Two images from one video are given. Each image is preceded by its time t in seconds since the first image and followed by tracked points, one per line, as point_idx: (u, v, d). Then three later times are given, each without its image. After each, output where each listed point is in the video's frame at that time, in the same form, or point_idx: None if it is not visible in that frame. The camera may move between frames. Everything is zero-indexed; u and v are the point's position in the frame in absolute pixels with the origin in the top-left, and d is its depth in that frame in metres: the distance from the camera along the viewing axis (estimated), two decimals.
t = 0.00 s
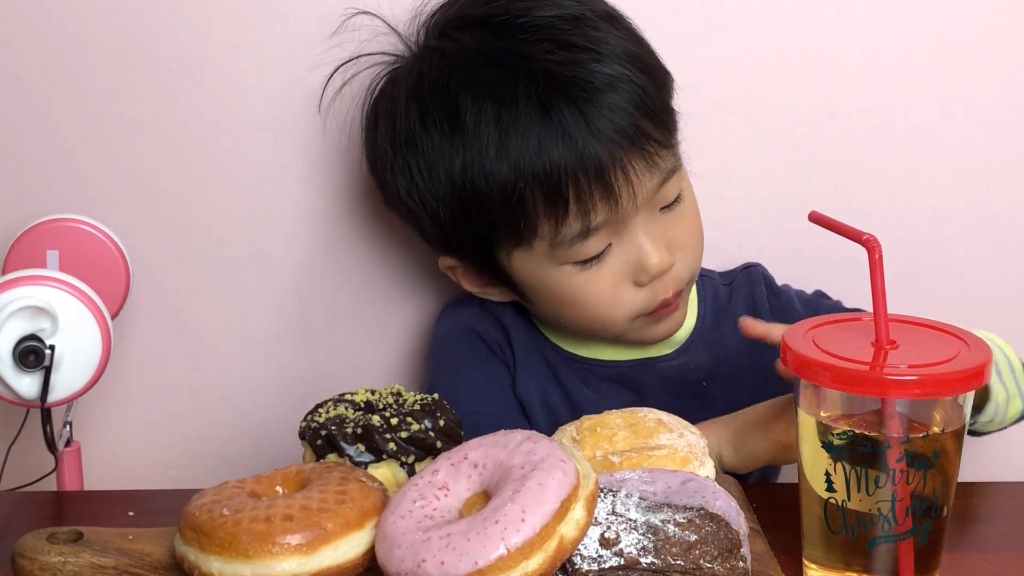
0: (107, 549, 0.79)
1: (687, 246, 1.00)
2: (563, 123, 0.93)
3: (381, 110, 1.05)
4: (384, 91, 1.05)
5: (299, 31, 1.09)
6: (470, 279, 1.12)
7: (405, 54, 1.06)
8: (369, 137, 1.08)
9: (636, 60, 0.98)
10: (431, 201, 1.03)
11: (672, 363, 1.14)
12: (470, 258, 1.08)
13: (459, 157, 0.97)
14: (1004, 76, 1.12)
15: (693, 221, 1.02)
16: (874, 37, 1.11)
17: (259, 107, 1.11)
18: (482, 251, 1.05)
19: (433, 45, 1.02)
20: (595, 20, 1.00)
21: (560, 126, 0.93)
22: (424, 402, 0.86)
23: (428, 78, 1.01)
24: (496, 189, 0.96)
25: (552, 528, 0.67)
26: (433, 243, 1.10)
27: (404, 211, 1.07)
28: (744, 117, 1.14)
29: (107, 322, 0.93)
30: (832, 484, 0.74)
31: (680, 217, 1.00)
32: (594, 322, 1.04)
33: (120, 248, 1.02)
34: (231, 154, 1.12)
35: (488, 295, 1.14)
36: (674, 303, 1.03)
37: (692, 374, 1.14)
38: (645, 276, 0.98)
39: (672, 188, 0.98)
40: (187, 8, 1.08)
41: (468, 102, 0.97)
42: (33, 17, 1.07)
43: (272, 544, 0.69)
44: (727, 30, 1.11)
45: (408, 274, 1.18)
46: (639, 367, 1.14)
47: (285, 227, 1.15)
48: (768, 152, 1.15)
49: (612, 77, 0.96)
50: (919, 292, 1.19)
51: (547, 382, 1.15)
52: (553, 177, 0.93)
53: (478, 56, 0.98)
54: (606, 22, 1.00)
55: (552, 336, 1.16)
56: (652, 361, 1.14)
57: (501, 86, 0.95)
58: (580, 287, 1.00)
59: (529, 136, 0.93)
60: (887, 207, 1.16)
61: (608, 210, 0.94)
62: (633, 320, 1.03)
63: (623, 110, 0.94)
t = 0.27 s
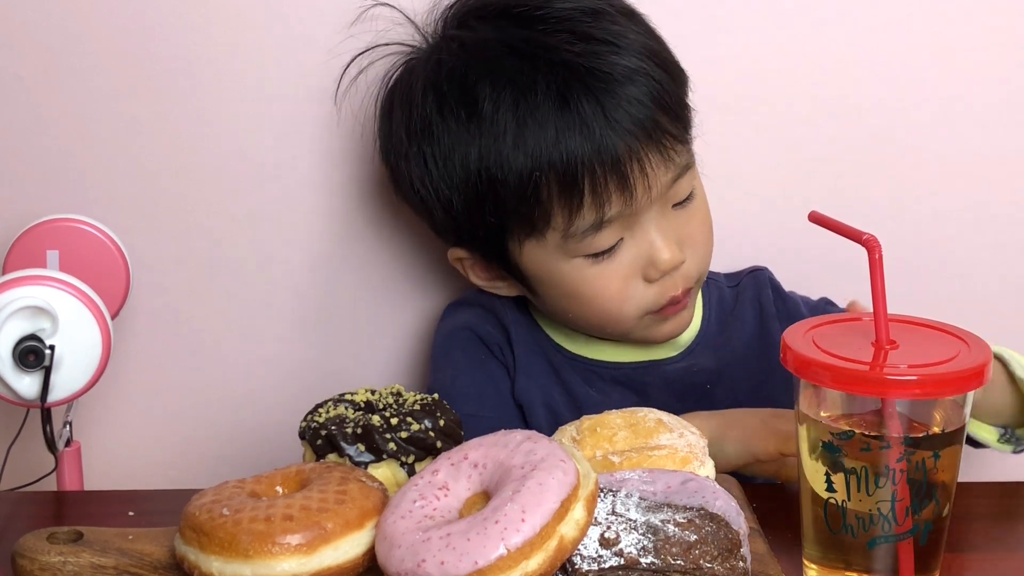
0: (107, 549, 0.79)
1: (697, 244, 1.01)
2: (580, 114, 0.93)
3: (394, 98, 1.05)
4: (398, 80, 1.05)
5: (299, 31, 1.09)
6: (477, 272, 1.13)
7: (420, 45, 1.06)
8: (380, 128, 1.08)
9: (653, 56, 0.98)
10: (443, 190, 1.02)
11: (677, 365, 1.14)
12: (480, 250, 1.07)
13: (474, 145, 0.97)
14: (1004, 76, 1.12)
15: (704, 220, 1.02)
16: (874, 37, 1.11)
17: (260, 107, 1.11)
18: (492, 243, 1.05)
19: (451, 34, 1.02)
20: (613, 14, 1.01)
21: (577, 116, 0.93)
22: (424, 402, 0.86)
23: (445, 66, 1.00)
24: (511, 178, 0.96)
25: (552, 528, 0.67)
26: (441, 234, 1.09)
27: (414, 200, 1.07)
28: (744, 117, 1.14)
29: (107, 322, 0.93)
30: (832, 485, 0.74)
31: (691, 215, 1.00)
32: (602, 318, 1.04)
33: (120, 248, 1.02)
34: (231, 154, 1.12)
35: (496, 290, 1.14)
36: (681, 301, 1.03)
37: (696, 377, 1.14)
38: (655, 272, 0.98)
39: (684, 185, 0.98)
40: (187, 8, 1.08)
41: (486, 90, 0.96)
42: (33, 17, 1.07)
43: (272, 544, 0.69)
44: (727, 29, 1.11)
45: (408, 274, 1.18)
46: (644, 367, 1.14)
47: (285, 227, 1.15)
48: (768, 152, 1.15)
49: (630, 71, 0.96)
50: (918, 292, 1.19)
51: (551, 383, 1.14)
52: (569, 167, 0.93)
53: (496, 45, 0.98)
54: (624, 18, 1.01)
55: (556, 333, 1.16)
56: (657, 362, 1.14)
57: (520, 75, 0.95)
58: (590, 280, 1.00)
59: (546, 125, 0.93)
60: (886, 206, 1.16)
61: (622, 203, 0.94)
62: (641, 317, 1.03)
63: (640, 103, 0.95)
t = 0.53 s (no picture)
0: (107, 549, 0.79)
1: (699, 242, 1.01)
2: (585, 106, 0.93)
3: (400, 90, 1.05)
4: (405, 71, 1.06)
5: (299, 30, 1.09)
6: (479, 266, 1.12)
7: (427, 38, 1.06)
8: (386, 120, 1.08)
9: (660, 52, 0.98)
10: (447, 182, 1.03)
11: (680, 360, 1.15)
12: (482, 243, 1.07)
13: (479, 136, 0.97)
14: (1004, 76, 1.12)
15: (706, 218, 1.02)
16: (874, 38, 1.11)
17: (259, 107, 1.11)
18: (493, 236, 1.05)
19: (459, 26, 1.03)
20: (622, 9, 1.01)
21: (582, 109, 0.93)
22: (424, 402, 0.86)
23: (453, 57, 1.01)
24: (514, 170, 0.96)
25: (552, 528, 0.67)
26: (444, 226, 1.09)
27: (417, 191, 1.07)
28: (744, 117, 1.14)
29: (107, 322, 0.93)
30: (832, 484, 0.74)
31: (693, 213, 1.00)
32: (602, 314, 1.04)
33: (120, 249, 1.02)
34: (231, 154, 1.12)
35: (497, 284, 1.14)
36: (681, 299, 1.03)
37: (699, 372, 1.15)
38: (656, 269, 0.98)
39: (687, 183, 0.98)
40: (188, 8, 1.08)
41: (492, 81, 0.97)
42: (33, 17, 1.07)
43: (272, 544, 0.69)
44: (727, 30, 1.11)
45: (408, 274, 1.18)
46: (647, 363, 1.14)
47: (285, 227, 1.15)
48: (768, 152, 1.15)
49: (636, 65, 0.96)
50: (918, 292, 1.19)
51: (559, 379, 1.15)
52: (573, 160, 0.93)
53: (504, 37, 0.99)
54: (632, 13, 1.01)
55: (560, 330, 1.16)
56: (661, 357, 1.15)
57: (525, 67, 0.96)
58: (591, 275, 1.00)
59: (551, 117, 0.93)
60: (886, 206, 1.16)
61: (624, 197, 0.94)
62: (641, 313, 1.03)
63: (646, 98, 0.95)
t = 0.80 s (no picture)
0: (107, 549, 0.79)
1: (694, 233, 1.01)
2: (583, 90, 0.94)
3: (398, 80, 1.05)
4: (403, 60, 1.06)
5: (299, 30, 1.09)
6: (473, 260, 1.12)
7: (425, 30, 1.07)
8: (382, 111, 1.08)
9: (657, 42, 1.00)
10: (443, 168, 1.03)
11: (671, 353, 1.14)
12: (477, 233, 1.07)
13: (476, 120, 0.98)
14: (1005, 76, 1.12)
15: (701, 210, 1.02)
16: (874, 37, 1.11)
17: (259, 107, 1.11)
18: (489, 225, 1.04)
19: (458, 15, 1.04)
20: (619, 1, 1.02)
21: (580, 92, 0.94)
22: (424, 402, 0.86)
23: (451, 44, 1.02)
24: (511, 154, 0.96)
25: (552, 528, 0.67)
26: (439, 216, 1.09)
27: (413, 180, 1.07)
28: (745, 116, 1.14)
29: (107, 322, 0.93)
30: (831, 484, 0.74)
31: (688, 204, 1.00)
32: (597, 304, 1.04)
33: (120, 249, 1.02)
34: (231, 154, 1.12)
35: (490, 277, 1.14)
36: (676, 290, 1.03)
37: (691, 363, 1.15)
38: (651, 258, 0.98)
39: (682, 172, 0.98)
40: (188, 8, 1.08)
41: (490, 66, 0.97)
42: (34, 17, 1.07)
43: (272, 544, 0.69)
44: (726, 29, 1.11)
45: (408, 274, 1.18)
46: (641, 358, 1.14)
47: (285, 227, 1.15)
48: (768, 152, 1.15)
49: (634, 53, 0.97)
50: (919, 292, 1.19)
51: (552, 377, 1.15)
52: (570, 143, 0.93)
53: (503, 24, 1.00)
54: (629, 6, 1.02)
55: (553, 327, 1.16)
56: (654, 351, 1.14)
57: (524, 53, 0.96)
58: (587, 263, 1.00)
59: (549, 101, 0.94)
60: (886, 205, 1.16)
61: (621, 182, 0.94)
62: (636, 305, 1.03)
63: (643, 84, 0.96)
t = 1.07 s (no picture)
0: (107, 549, 0.79)
1: (693, 234, 1.01)
2: (583, 90, 0.94)
3: (399, 79, 1.05)
4: (404, 59, 1.07)
5: (299, 31, 1.09)
6: (473, 259, 1.12)
7: (427, 30, 1.07)
8: (383, 110, 1.09)
9: (658, 43, 1.00)
10: (442, 167, 1.03)
11: (672, 353, 1.14)
12: (476, 233, 1.07)
13: (475, 120, 0.98)
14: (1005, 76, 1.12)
15: (700, 211, 1.02)
16: (874, 37, 1.11)
17: (259, 107, 1.11)
18: (488, 225, 1.04)
19: (459, 15, 1.04)
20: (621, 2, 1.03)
21: (579, 93, 0.94)
22: (424, 402, 0.86)
23: (451, 43, 1.02)
24: (510, 153, 0.96)
25: (552, 528, 0.67)
26: (438, 215, 1.09)
27: (412, 179, 1.07)
28: (744, 116, 1.14)
29: (107, 322, 0.93)
30: (829, 484, 0.75)
31: (687, 205, 1.00)
32: (596, 305, 1.04)
33: (120, 249, 1.02)
34: (231, 154, 1.12)
35: (489, 277, 1.14)
36: (674, 291, 1.03)
37: (692, 362, 1.14)
38: (650, 259, 0.98)
39: (682, 173, 0.98)
40: (187, 8, 1.08)
41: (490, 66, 0.98)
42: (34, 17, 1.08)
43: (272, 544, 0.69)
44: (726, 30, 1.11)
45: (408, 274, 1.18)
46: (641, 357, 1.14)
47: (284, 227, 1.15)
48: (768, 152, 1.15)
49: (634, 54, 0.97)
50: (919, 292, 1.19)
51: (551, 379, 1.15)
52: (569, 143, 0.94)
53: (503, 24, 1.00)
54: (630, 6, 1.03)
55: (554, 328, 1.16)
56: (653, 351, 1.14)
57: (524, 52, 0.97)
58: (585, 263, 1.00)
59: (548, 101, 0.94)
60: (886, 205, 1.16)
61: (619, 182, 0.94)
62: (635, 305, 1.03)
63: (643, 85, 0.96)
